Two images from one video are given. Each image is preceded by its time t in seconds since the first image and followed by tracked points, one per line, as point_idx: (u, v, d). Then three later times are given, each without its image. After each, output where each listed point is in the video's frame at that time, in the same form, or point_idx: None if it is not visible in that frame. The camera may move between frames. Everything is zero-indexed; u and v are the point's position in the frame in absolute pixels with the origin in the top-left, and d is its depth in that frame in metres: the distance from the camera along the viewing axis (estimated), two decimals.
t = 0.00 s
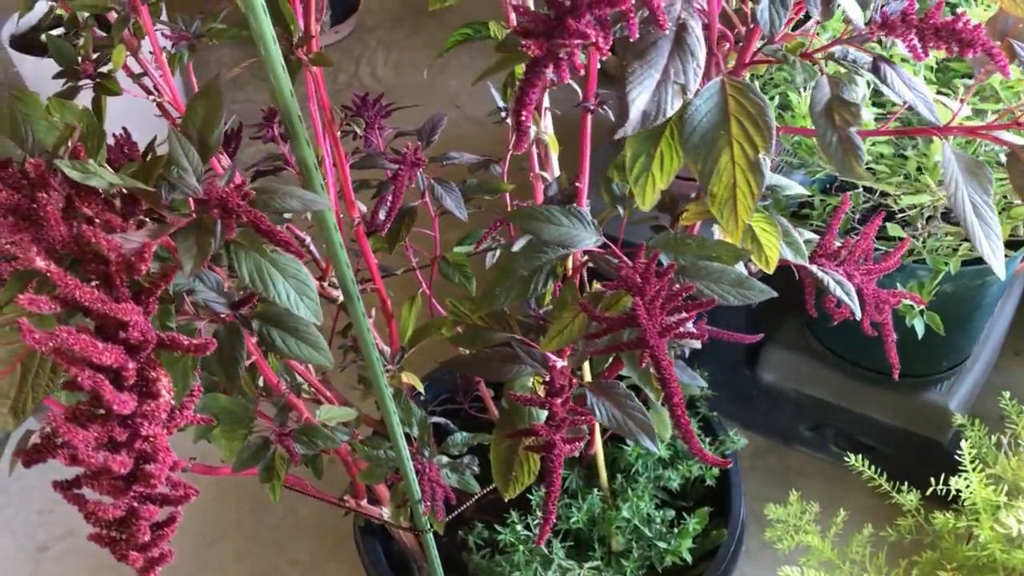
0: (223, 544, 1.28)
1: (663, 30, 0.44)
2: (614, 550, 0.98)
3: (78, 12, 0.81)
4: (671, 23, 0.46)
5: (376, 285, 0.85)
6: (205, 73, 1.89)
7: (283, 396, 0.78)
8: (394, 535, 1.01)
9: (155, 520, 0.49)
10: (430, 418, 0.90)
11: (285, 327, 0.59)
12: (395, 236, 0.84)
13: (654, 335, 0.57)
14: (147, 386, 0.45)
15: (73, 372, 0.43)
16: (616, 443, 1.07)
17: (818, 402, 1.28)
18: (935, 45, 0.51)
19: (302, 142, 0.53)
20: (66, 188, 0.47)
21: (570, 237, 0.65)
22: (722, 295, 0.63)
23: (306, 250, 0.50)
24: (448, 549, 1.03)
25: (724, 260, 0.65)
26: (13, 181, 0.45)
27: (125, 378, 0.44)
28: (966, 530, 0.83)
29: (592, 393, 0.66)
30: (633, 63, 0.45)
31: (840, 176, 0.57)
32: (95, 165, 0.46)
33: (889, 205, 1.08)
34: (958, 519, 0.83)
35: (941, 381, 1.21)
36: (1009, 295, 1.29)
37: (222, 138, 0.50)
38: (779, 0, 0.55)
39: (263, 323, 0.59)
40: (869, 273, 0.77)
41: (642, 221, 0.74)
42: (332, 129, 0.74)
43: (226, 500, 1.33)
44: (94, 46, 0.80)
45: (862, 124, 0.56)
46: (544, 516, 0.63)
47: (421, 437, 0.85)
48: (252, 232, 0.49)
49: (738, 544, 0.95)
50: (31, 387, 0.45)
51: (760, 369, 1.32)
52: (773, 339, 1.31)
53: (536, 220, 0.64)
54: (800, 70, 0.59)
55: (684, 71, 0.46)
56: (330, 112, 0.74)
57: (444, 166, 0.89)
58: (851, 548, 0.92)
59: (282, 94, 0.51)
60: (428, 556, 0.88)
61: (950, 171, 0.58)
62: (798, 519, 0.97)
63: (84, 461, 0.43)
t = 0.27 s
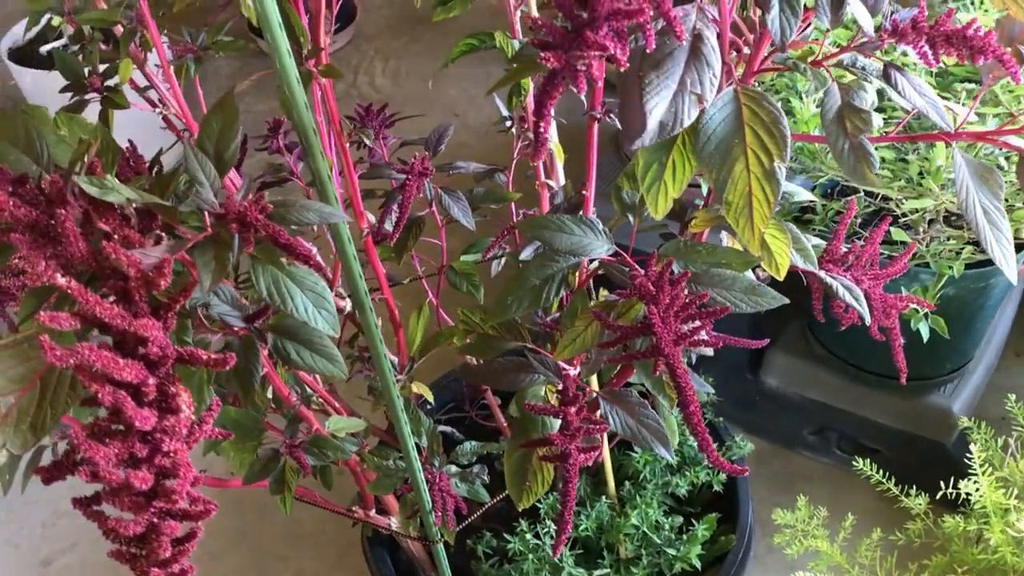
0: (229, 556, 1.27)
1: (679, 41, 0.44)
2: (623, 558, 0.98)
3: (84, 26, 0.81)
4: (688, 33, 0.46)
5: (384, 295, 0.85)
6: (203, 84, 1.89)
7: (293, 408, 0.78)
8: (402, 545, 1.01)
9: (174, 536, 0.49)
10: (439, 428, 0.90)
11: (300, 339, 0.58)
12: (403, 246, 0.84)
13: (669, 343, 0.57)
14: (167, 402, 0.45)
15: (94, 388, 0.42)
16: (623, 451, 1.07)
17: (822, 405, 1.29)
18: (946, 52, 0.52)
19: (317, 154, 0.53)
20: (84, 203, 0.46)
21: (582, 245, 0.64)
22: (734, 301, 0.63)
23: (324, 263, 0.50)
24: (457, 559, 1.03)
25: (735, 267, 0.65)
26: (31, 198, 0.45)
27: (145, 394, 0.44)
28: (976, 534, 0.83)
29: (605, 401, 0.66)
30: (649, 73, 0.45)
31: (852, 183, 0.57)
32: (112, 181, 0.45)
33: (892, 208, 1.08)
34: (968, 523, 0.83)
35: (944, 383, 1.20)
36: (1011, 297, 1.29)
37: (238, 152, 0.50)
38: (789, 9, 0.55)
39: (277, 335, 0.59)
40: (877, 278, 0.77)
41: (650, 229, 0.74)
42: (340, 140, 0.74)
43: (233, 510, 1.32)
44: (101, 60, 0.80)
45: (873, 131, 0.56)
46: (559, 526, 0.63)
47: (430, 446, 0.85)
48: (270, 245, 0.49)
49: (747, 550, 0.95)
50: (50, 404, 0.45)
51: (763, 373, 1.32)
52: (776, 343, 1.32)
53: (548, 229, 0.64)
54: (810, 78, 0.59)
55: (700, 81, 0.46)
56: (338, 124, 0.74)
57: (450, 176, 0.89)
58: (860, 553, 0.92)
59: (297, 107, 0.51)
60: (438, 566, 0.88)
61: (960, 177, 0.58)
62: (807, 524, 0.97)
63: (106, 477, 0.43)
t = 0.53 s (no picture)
0: None
1: (693, 56, 0.44)
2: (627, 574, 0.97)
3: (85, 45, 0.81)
4: (701, 49, 0.46)
5: (387, 311, 0.84)
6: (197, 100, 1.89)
7: (296, 427, 0.77)
8: (404, 564, 1.00)
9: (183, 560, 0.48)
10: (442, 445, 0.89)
11: (307, 358, 0.58)
12: (405, 262, 0.84)
13: (680, 359, 0.57)
14: (177, 424, 0.44)
15: (105, 411, 0.42)
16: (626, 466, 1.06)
17: (822, 418, 1.30)
18: (955, 64, 0.52)
19: (325, 172, 0.52)
20: (92, 223, 0.46)
21: (590, 261, 0.64)
22: (744, 316, 0.63)
23: (334, 283, 0.49)
24: None
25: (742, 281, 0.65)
26: (39, 218, 0.44)
27: (155, 416, 0.43)
28: (983, 547, 0.82)
29: (614, 417, 0.66)
30: (662, 89, 0.45)
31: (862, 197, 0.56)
32: (122, 202, 0.45)
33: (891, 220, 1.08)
34: (975, 536, 0.83)
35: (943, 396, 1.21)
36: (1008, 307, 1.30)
37: (247, 171, 0.50)
38: (798, 23, 0.55)
39: (283, 354, 0.58)
40: (881, 290, 0.77)
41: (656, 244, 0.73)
42: (344, 156, 0.73)
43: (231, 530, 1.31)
44: (102, 78, 0.80)
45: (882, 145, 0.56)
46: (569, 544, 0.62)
47: (434, 464, 0.84)
48: (279, 264, 0.48)
49: (752, 565, 0.94)
50: (58, 426, 0.44)
51: (764, 387, 1.34)
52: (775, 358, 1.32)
53: (555, 244, 0.64)
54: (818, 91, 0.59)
55: (713, 96, 0.46)
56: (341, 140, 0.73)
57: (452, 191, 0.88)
58: (867, 566, 0.92)
59: (304, 124, 0.50)
60: None
61: (969, 190, 0.58)
62: (812, 538, 0.97)
63: (116, 501, 0.42)
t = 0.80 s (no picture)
0: None
1: (715, 74, 0.44)
2: None
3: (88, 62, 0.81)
4: (722, 67, 0.45)
5: (394, 328, 0.83)
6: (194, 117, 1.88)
7: (303, 447, 0.76)
8: None
9: None
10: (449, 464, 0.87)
11: (319, 379, 0.57)
12: (412, 279, 0.83)
13: (697, 377, 0.56)
14: (194, 447, 0.43)
15: (121, 436, 0.41)
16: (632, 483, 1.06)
17: (826, 433, 1.28)
18: (971, 81, 0.52)
19: (338, 192, 0.51)
20: (106, 244, 0.45)
21: (603, 278, 0.64)
22: (757, 333, 0.63)
23: (352, 303, 0.48)
24: None
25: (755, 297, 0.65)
26: (52, 239, 0.43)
27: (172, 440, 0.42)
28: (995, 563, 0.82)
29: (625, 436, 0.66)
30: (683, 107, 0.45)
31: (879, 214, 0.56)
32: (136, 222, 0.44)
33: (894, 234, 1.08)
34: (987, 552, 0.83)
35: (946, 412, 1.21)
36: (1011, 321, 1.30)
37: (261, 190, 0.50)
38: (813, 40, 0.55)
39: (297, 375, 0.57)
40: (891, 305, 0.77)
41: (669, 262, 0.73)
42: (353, 174, 0.73)
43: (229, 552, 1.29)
44: (106, 95, 0.79)
45: (898, 161, 0.56)
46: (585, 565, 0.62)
47: (441, 483, 0.83)
48: (297, 283, 0.48)
49: None
50: (71, 451, 0.43)
51: (767, 402, 1.32)
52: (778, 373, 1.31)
53: (568, 262, 0.64)
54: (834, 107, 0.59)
55: (734, 114, 0.46)
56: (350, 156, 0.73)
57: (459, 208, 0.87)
58: None
59: (318, 143, 0.50)
60: None
61: (985, 205, 0.58)
62: (820, 555, 0.96)
63: (132, 527, 0.41)
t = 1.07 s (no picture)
0: None
1: (739, 94, 0.44)
2: None
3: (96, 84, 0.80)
4: (744, 87, 0.45)
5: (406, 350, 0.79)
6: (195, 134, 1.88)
7: (315, 468, 0.76)
8: None
9: None
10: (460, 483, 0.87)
11: (337, 403, 0.56)
12: (423, 298, 0.83)
13: (717, 398, 0.55)
14: (215, 475, 0.42)
15: (143, 465, 0.40)
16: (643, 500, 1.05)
17: (835, 448, 1.28)
18: (990, 98, 0.52)
19: (356, 216, 0.50)
20: (125, 272, 0.45)
21: (619, 298, 0.63)
22: (775, 351, 0.63)
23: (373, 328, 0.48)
24: None
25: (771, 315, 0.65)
26: (73, 266, 0.43)
27: (194, 468, 0.41)
28: None
29: (641, 455, 0.66)
30: (706, 128, 0.45)
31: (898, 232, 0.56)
32: (156, 248, 0.43)
33: (902, 247, 1.08)
34: (1004, 568, 0.82)
35: (956, 423, 1.21)
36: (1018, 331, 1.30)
37: (280, 214, 0.49)
38: (829, 57, 0.54)
39: (314, 399, 0.57)
40: (905, 321, 0.77)
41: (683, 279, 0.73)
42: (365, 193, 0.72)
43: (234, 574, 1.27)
44: (115, 116, 0.79)
45: (916, 178, 0.56)
46: None
47: (453, 502, 0.82)
48: (318, 307, 0.47)
49: None
50: (91, 480, 0.42)
51: (775, 417, 1.32)
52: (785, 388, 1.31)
53: (584, 282, 0.63)
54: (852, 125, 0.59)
55: (758, 134, 0.45)
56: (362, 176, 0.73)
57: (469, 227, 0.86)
58: None
59: (337, 167, 0.50)
60: None
61: (1002, 221, 0.58)
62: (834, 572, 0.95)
63: (155, 558, 0.40)
